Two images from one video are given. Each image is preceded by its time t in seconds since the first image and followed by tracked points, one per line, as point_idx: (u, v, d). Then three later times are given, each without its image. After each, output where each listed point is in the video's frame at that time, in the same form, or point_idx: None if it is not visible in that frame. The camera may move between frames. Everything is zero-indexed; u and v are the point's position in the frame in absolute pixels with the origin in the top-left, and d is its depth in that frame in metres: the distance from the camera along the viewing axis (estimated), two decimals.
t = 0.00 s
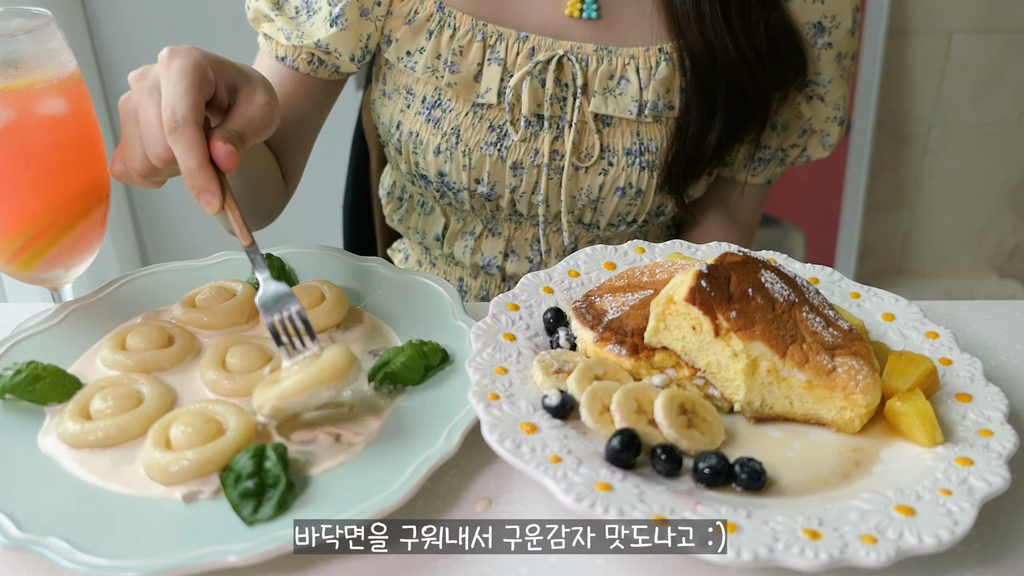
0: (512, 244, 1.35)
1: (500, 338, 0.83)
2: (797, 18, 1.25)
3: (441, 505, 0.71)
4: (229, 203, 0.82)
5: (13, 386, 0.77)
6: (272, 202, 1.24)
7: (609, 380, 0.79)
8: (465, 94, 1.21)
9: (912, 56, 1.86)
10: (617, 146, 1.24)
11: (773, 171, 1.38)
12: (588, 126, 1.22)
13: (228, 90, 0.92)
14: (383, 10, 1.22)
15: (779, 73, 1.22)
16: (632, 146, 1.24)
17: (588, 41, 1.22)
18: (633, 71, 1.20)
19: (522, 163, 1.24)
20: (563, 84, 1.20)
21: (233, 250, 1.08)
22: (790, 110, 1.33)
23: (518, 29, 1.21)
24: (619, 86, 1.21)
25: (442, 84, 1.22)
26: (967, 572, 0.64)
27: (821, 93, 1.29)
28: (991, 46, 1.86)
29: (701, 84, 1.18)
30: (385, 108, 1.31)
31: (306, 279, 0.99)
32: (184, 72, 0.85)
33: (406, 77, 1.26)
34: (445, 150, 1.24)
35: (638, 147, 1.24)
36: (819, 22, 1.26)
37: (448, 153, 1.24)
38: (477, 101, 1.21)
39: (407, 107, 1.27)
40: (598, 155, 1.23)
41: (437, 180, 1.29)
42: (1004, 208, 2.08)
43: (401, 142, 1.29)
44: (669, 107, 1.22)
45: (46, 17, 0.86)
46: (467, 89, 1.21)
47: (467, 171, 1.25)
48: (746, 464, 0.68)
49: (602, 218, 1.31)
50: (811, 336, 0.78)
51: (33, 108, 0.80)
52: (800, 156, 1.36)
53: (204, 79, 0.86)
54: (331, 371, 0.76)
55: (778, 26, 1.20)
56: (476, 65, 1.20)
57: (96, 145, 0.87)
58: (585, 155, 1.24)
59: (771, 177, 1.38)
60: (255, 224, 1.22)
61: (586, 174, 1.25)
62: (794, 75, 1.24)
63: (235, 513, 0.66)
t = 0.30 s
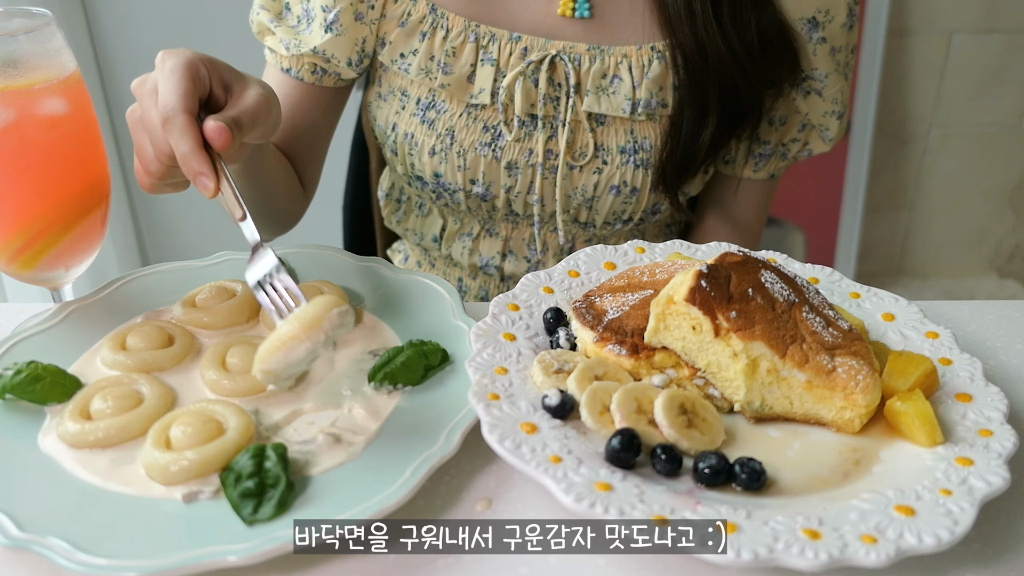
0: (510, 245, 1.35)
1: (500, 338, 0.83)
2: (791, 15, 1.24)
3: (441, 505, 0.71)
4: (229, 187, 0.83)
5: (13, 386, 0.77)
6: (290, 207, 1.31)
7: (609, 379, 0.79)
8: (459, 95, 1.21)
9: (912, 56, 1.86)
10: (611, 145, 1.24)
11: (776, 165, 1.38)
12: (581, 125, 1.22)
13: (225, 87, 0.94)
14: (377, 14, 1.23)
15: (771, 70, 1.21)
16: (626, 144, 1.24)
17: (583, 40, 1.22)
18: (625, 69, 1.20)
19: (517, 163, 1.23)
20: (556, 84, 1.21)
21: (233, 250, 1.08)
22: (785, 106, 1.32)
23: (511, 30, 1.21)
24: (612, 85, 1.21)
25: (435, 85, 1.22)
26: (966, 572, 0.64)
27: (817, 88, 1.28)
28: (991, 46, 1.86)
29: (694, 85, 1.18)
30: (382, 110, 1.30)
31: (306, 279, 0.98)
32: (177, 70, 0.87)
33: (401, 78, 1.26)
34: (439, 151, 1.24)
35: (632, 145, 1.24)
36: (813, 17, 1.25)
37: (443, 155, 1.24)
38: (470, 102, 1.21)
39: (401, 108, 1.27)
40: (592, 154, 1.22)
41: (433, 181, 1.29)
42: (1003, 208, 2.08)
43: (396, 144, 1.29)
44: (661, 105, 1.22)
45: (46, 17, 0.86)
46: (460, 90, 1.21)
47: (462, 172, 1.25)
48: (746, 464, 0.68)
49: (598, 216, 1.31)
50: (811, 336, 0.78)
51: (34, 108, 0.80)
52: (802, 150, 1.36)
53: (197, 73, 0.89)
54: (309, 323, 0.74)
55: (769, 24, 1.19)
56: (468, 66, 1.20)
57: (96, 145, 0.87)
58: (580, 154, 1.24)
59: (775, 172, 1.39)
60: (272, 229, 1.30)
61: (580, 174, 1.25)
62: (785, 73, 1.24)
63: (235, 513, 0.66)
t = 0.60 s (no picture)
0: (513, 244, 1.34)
1: (500, 338, 0.83)
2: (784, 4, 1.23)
3: (441, 506, 0.71)
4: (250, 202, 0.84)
5: (13, 386, 0.77)
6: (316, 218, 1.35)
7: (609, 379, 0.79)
8: (457, 100, 1.21)
9: (911, 56, 1.86)
10: (611, 141, 1.24)
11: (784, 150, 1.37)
12: (580, 123, 1.22)
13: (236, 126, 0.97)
14: (372, 22, 1.22)
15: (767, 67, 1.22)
16: (626, 140, 1.24)
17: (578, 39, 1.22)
18: (622, 66, 1.20)
19: (518, 164, 1.24)
20: (553, 84, 1.20)
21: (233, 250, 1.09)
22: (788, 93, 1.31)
23: (506, 32, 1.21)
24: (610, 82, 1.21)
25: (433, 90, 1.22)
26: (966, 572, 0.64)
27: (818, 73, 1.27)
28: (990, 46, 1.86)
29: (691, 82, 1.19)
30: (380, 116, 1.30)
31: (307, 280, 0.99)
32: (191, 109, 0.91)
33: (399, 84, 1.26)
34: (440, 156, 1.24)
35: (631, 140, 1.24)
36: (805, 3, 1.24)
37: (443, 159, 1.25)
38: (469, 106, 1.21)
39: (400, 115, 1.27)
40: (592, 151, 1.23)
41: (434, 186, 1.30)
42: (1003, 208, 2.08)
43: (396, 150, 1.29)
44: (659, 99, 1.22)
45: (46, 17, 0.86)
46: (459, 95, 1.21)
47: (463, 175, 1.26)
48: (746, 464, 0.68)
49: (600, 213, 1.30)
50: (811, 336, 0.78)
51: (34, 108, 0.80)
52: (808, 134, 1.34)
53: (208, 111, 0.93)
54: (361, 284, 0.78)
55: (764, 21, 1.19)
56: (465, 70, 1.20)
57: (96, 145, 0.87)
58: (580, 153, 1.24)
59: (783, 157, 1.38)
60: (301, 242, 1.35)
61: (581, 171, 1.25)
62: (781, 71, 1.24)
63: (236, 513, 0.66)
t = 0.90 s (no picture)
0: (511, 242, 1.34)
1: (500, 338, 0.83)
2: None
3: (441, 505, 0.71)
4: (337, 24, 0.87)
5: (13, 386, 0.77)
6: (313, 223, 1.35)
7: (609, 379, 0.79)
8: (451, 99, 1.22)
9: (911, 56, 1.86)
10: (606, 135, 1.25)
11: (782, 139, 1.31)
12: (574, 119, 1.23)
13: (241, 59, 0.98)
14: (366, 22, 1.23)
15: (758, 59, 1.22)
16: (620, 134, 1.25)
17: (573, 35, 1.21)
18: (616, 60, 1.20)
19: (513, 162, 1.24)
20: (548, 80, 1.21)
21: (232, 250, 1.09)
22: (795, 74, 1.26)
23: (500, 30, 1.21)
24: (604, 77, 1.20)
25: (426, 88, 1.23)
26: (967, 572, 0.64)
27: (819, 54, 1.25)
28: (990, 45, 1.86)
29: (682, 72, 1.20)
30: (376, 116, 1.32)
31: (306, 280, 0.99)
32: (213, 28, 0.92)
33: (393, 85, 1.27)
34: (436, 155, 1.25)
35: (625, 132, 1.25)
36: None
37: (440, 159, 1.25)
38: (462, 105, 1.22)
39: (396, 114, 1.28)
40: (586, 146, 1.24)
41: (431, 186, 1.30)
42: (1003, 208, 2.08)
43: (392, 150, 1.30)
44: (653, 92, 1.24)
45: (46, 17, 0.86)
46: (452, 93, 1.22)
47: (459, 174, 1.26)
48: (746, 464, 0.68)
49: (597, 208, 1.31)
50: (811, 336, 0.78)
51: (34, 108, 0.80)
52: (809, 121, 1.29)
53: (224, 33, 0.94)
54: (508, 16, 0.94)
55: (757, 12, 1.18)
56: (459, 69, 1.21)
57: (96, 145, 0.87)
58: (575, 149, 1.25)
59: (776, 145, 1.32)
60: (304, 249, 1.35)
61: (577, 167, 1.26)
62: (776, 63, 1.23)
63: (236, 513, 0.66)
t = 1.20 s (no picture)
0: (513, 244, 1.34)
1: (500, 338, 0.83)
2: None
3: (441, 505, 0.71)
4: (356, 58, 0.86)
5: (13, 386, 0.77)
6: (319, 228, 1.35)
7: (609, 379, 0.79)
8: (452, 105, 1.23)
9: (911, 55, 1.86)
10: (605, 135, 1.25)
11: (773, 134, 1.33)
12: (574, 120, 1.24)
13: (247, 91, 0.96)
14: (361, 28, 1.22)
15: (757, 59, 1.22)
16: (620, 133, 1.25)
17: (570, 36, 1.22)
18: (614, 60, 1.21)
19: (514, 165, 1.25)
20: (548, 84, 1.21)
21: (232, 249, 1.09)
22: (792, 70, 1.27)
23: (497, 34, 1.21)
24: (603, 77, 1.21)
25: (425, 96, 1.22)
26: (967, 572, 0.64)
27: (813, 51, 1.26)
28: (990, 45, 1.86)
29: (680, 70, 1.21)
30: (374, 124, 1.31)
31: (306, 279, 0.99)
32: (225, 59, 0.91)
33: (392, 92, 1.26)
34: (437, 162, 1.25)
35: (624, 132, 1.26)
36: None
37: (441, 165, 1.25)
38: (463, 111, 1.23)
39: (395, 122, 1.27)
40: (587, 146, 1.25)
41: (432, 192, 1.30)
42: (1003, 207, 2.08)
43: (392, 157, 1.29)
44: (652, 91, 1.24)
45: (46, 17, 0.86)
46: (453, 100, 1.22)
47: (461, 180, 1.26)
48: (746, 464, 0.68)
49: (598, 209, 1.32)
50: (811, 336, 0.78)
51: (33, 108, 0.80)
52: (801, 117, 1.31)
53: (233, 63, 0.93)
54: None
55: (756, 12, 1.18)
56: (458, 75, 1.21)
57: (96, 145, 0.87)
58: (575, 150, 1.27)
59: (767, 138, 1.33)
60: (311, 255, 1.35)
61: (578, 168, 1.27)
62: (774, 62, 1.23)
63: (236, 513, 0.66)
